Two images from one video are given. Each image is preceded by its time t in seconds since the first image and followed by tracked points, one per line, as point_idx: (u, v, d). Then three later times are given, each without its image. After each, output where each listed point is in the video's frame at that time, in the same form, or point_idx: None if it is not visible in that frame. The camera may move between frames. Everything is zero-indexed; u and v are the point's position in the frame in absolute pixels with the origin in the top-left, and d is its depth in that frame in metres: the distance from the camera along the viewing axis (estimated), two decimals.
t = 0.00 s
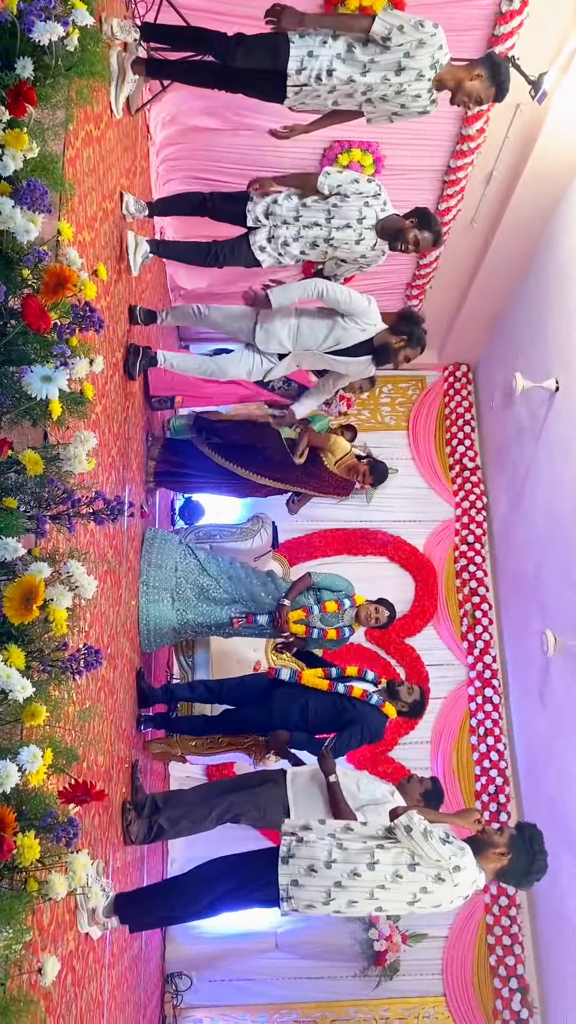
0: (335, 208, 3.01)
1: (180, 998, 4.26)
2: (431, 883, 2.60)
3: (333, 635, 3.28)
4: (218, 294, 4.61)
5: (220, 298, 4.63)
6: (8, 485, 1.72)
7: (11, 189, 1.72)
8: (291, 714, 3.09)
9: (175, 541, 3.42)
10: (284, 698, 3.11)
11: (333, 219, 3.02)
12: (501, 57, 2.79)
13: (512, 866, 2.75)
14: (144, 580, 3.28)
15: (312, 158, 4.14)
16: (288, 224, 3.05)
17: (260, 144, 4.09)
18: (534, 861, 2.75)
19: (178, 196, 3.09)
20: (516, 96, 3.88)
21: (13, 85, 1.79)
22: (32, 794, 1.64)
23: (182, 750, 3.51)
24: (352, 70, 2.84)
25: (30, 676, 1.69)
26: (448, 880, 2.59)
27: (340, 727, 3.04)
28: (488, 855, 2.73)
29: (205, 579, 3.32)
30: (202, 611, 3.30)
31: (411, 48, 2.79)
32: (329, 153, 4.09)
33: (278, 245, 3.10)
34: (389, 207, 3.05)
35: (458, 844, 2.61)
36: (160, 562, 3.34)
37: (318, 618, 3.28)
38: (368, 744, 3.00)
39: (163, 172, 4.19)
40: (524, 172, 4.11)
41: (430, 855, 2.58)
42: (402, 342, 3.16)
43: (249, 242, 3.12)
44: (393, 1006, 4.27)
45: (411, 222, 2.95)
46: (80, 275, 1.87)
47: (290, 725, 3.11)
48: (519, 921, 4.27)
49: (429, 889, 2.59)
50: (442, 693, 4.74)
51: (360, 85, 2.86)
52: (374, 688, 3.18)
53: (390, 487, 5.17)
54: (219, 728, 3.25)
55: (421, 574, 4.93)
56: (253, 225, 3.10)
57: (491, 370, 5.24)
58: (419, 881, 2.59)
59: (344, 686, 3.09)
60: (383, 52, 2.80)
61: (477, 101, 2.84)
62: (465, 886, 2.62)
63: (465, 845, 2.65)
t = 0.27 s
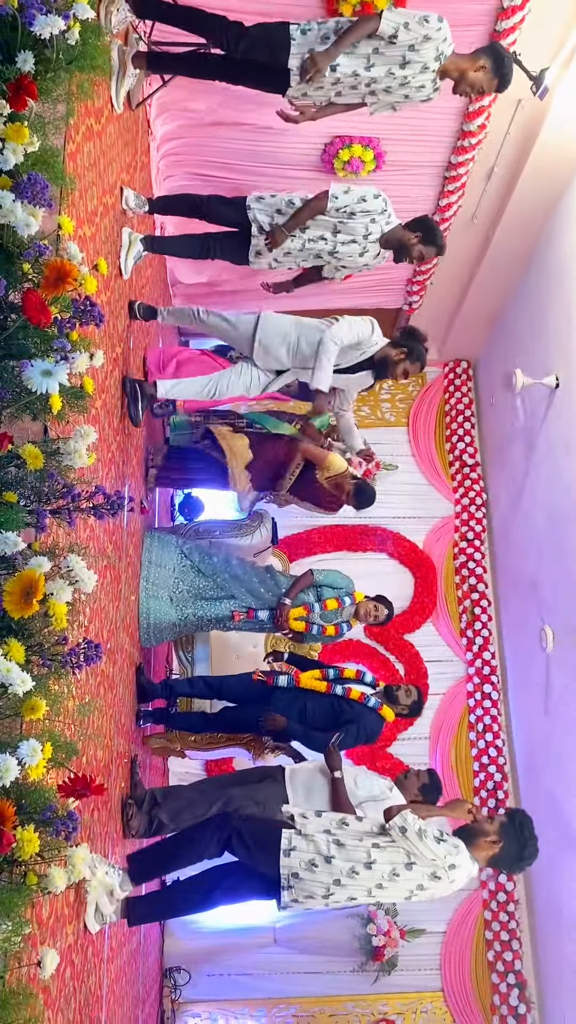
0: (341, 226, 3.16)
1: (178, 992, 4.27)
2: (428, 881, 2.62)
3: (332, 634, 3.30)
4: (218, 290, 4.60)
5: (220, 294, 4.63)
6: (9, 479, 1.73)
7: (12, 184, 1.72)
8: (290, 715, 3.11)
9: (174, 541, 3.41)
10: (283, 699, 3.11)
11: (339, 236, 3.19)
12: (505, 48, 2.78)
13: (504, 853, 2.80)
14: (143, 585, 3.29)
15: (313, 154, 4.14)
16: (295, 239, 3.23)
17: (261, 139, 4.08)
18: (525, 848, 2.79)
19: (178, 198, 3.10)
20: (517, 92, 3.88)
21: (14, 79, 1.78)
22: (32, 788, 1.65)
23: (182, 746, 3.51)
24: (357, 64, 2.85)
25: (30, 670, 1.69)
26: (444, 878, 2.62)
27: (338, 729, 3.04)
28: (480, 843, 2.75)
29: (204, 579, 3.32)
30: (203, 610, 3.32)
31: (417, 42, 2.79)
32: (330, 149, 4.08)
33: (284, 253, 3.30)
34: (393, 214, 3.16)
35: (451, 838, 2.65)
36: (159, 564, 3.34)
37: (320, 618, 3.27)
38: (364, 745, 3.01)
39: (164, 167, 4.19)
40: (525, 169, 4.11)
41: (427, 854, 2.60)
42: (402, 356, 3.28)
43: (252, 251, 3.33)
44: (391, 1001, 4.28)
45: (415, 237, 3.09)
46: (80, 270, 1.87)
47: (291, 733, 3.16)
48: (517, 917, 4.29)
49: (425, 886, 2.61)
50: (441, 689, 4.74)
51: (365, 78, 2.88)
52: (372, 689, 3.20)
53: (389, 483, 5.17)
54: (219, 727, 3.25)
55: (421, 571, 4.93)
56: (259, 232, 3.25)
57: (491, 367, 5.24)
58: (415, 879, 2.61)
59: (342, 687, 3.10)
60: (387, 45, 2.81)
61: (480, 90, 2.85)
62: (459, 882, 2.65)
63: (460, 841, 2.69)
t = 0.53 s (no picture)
0: (347, 239, 3.14)
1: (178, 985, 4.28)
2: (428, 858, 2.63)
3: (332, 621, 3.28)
4: (219, 284, 4.59)
5: (220, 288, 4.62)
6: (10, 473, 1.72)
7: (13, 176, 1.71)
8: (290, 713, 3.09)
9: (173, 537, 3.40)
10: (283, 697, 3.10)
11: (345, 246, 3.17)
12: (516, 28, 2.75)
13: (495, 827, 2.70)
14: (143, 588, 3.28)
15: (314, 146, 4.12)
16: (301, 247, 3.18)
17: (262, 131, 4.07)
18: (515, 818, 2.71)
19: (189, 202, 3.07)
20: (519, 85, 3.88)
21: (15, 71, 1.77)
22: (33, 782, 1.65)
23: (181, 739, 3.51)
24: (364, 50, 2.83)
25: (31, 664, 1.69)
26: (443, 855, 2.63)
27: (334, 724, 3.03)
28: (475, 811, 2.67)
29: (203, 573, 3.32)
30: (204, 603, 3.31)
31: (424, 31, 2.77)
32: (332, 142, 4.07)
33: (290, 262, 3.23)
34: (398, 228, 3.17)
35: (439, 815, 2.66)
36: (159, 563, 3.34)
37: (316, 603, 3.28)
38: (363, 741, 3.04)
39: (165, 159, 4.17)
40: (527, 163, 4.09)
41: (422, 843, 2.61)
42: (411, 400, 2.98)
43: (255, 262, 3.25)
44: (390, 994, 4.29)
45: (418, 253, 3.02)
46: (82, 262, 1.85)
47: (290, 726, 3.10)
48: (515, 911, 4.32)
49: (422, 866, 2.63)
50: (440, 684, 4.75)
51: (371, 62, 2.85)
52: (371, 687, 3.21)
53: (390, 478, 5.17)
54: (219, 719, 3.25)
55: (421, 565, 4.93)
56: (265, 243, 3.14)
57: (492, 362, 5.23)
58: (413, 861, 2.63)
59: (342, 687, 3.09)
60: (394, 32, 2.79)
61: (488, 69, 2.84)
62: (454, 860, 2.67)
63: (456, 816, 2.68)
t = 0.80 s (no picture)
0: (350, 240, 3.11)
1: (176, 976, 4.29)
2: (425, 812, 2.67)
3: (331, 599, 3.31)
4: (219, 276, 4.58)
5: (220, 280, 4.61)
6: (10, 466, 1.72)
7: (14, 168, 1.70)
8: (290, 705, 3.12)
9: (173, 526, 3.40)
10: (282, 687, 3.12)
11: (346, 246, 3.13)
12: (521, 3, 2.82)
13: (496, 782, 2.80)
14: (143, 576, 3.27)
15: (315, 138, 4.11)
16: (302, 245, 3.17)
17: (263, 122, 4.05)
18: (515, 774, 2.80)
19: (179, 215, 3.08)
20: (522, 77, 3.86)
21: (15, 61, 1.76)
22: (33, 775, 1.65)
23: (181, 731, 3.52)
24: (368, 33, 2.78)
25: (31, 657, 1.69)
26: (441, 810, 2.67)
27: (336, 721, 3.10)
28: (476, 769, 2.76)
29: (201, 558, 3.33)
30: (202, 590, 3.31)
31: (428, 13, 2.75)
32: (333, 134, 4.05)
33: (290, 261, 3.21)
34: (403, 227, 3.10)
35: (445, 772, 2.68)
36: (158, 550, 3.33)
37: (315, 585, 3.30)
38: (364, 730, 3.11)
39: (165, 151, 4.16)
40: (529, 155, 4.08)
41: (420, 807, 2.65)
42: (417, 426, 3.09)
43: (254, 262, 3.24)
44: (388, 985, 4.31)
45: (421, 259, 3.12)
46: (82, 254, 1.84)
47: (293, 722, 3.17)
48: (514, 903, 4.35)
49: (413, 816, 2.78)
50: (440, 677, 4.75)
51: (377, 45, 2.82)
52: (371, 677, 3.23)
53: (390, 471, 5.17)
54: (218, 710, 3.23)
55: (420, 558, 4.93)
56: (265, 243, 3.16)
57: (492, 355, 5.22)
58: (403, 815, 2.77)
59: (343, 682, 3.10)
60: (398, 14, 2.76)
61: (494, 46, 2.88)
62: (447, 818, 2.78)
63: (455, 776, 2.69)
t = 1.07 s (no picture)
0: (352, 237, 3.11)
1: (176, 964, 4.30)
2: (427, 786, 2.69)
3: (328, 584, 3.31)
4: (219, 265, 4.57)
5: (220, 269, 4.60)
6: (9, 456, 1.72)
7: (12, 157, 1.69)
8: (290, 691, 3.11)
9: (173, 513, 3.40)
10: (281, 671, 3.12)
11: (351, 241, 3.12)
12: None
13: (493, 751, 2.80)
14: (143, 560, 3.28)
15: (316, 126, 4.09)
16: (305, 246, 3.15)
17: (263, 111, 4.03)
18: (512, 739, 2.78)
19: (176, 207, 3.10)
20: (523, 66, 3.84)
21: (15, 50, 1.75)
22: (33, 767, 1.65)
23: (181, 722, 3.53)
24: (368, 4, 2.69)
25: (31, 649, 1.69)
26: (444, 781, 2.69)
27: (335, 704, 3.12)
28: (474, 736, 2.77)
29: (201, 541, 3.33)
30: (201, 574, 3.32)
31: None
32: (333, 122, 4.03)
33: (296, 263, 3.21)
34: (405, 217, 3.07)
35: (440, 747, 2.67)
36: (158, 536, 3.34)
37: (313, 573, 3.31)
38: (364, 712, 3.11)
39: (166, 140, 4.14)
40: (530, 145, 4.06)
41: (423, 783, 2.66)
42: (430, 457, 2.91)
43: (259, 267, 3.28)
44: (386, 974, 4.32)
45: (424, 249, 3.03)
46: (82, 244, 1.83)
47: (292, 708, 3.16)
48: (512, 893, 4.35)
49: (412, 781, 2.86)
50: (438, 668, 4.76)
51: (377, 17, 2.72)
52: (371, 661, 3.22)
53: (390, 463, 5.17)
54: (217, 695, 3.22)
55: (420, 549, 4.93)
56: (268, 244, 3.16)
57: (493, 344, 5.19)
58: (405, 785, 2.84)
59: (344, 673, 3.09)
60: None
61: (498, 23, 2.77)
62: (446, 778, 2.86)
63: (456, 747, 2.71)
